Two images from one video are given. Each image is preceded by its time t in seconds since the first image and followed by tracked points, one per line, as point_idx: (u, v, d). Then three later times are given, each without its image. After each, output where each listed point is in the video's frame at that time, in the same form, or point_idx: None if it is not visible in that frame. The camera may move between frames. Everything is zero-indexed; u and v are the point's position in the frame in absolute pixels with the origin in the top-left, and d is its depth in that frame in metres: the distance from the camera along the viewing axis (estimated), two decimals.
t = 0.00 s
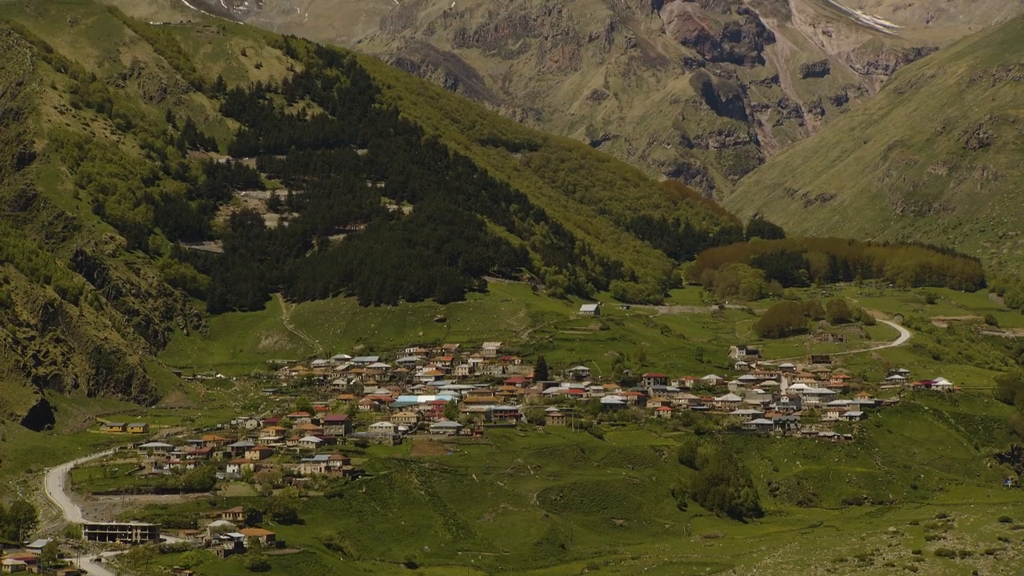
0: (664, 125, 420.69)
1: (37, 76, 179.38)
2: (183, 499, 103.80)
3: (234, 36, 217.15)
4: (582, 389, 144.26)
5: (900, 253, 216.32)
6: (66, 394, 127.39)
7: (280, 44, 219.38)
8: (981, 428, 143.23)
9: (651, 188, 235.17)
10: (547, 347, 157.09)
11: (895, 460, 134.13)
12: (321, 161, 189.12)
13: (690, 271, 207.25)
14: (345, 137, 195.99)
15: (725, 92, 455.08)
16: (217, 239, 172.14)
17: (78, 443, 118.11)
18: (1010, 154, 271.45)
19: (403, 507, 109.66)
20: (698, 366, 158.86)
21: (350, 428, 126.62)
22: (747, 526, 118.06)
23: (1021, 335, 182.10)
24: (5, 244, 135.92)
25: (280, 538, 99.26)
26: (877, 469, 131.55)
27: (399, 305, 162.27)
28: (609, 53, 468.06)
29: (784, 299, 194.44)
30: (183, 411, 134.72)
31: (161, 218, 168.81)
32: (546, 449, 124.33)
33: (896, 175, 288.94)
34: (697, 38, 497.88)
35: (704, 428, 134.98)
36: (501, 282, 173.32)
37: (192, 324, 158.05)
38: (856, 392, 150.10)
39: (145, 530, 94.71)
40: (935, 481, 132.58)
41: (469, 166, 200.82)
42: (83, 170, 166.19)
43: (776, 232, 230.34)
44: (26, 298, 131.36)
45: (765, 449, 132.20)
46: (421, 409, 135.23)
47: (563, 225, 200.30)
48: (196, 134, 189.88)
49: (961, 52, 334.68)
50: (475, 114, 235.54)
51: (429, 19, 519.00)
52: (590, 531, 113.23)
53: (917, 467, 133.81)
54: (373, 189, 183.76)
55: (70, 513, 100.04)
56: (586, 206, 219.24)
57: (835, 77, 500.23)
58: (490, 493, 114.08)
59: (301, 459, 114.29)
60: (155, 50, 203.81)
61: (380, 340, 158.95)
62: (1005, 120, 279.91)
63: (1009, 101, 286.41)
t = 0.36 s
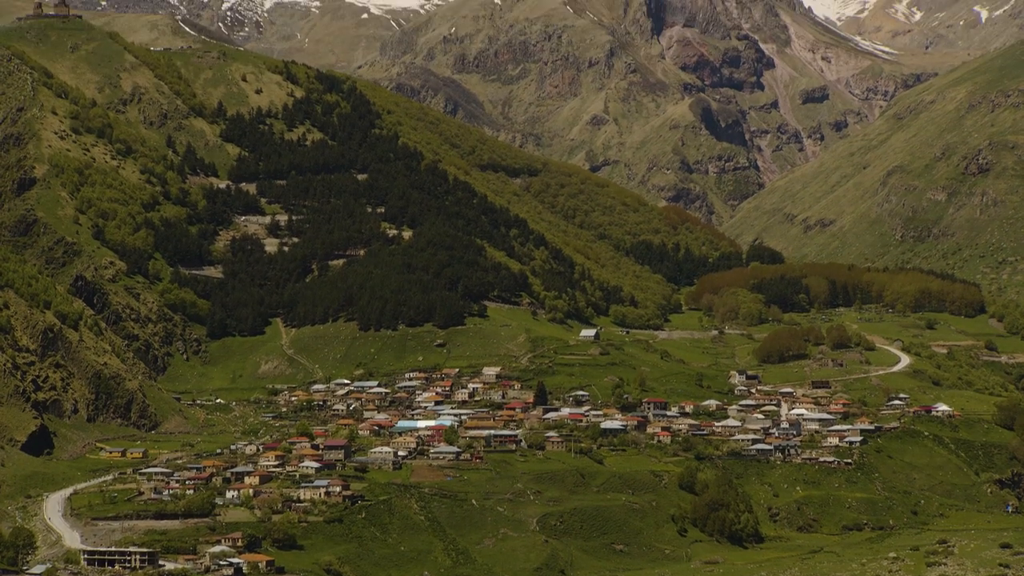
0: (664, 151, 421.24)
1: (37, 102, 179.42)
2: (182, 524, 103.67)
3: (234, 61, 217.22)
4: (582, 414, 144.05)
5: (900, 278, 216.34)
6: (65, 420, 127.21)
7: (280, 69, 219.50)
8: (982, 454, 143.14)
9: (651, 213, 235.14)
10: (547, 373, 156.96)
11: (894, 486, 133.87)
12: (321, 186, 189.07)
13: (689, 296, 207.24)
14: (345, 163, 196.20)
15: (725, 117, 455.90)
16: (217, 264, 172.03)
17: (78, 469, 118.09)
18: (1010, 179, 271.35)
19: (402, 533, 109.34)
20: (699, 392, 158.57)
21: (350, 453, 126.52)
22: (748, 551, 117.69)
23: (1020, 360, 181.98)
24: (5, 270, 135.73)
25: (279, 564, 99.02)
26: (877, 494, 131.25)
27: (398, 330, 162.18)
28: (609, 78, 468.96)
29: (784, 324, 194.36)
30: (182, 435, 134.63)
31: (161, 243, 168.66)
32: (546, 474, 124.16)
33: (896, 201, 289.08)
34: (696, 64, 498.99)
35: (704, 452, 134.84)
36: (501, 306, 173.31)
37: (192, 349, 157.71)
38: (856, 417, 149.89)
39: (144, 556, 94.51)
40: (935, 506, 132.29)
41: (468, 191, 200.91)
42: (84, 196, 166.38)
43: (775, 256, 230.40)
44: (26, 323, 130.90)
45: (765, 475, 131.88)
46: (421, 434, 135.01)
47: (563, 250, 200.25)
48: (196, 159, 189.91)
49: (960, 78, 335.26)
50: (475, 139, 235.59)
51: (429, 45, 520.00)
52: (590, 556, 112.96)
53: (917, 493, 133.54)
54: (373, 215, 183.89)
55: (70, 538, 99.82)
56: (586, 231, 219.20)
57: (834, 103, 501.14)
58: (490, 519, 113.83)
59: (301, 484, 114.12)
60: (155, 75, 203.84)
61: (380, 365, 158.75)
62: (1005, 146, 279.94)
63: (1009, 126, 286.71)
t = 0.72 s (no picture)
0: (664, 179, 421.82)
1: (39, 130, 179.55)
2: (182, 553, 103.59)
3: (235, 89, 217.61)
4: (583, 443, 143.85)
5: (900, 307, 216.42)
6: (65, 449, 126.96)
7: (281, 98, 219.76)
8: (983, 483, 143.00)
9: (652, 241, 235.27)
10: (547, 401, 156.94)
11: (896, 515, 133.51)
12: (322, 216, 189.22)
13: (690, 324, 207.24)
14: (346, 191, 196.50)
15: (725, 146, 456.93)
16: (218, 293, 171.77)
17: (78, 498, 117.89)
18: (1010, 209, 271.34)
19: (403, 562, 109.10)
20: (699, 421, 158.15)
21: (350, 482, 126.30)
22: None
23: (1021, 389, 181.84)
24: (6, 298, 135.16)
25: None
26: (879, 523, 130.86)
27: (399, 358, 162.18)
28: (609, 107, 469.98)
29: (785, 353, 194.32)
30: (183, 464, 134.58)
31: (162, 272, 168.53)
32: (547, 503, 123.97)
33: (896, 230, 289.31)
34: (696, 93, 500.34)
35: (705, 481, 134.67)
36: (502, 334, 173.43)
37: (192, 377, 157.29)
38: (858, 446, 149.65)
39: None
40: (936, 536, 131.96)
41: (469, 220, 201.13)
42: (86, 224, 166.77)
43: (776, 285, 230.50)
44: (26, 351, 130.21)
45: (766, 503, 131.66)
46: (421, 462, 134.75)
47: (563, 279, 200.29)
48: (198, 188, 190.07)
49: (961, 107, 335.93)
50: (476, 167, 235.80)
51: (430, 74, 521.34)
52: None
53: (918, 522, 133.18)
54: (374, 243, 184.14)
55: (70, 566, 99.70)
56: (587, 259, 219.32)
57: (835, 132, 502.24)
58: (490, 548, 113.55)
59: (302, 513, 114.00)
60: (157, 104, 204.08)
61: (381, 393, 158.51)
62: (1005, 175, 280.22)
63: (1009, 155, 287.00)
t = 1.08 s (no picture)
0: (664, 209, 422.49)
1: (40, 161, 179.60)
2: None
3: (235, 120, 217.78)
4: (583, 473, 143.58)
5: (900, 337, 216.43)
6: (65, 480, 127.09)
7: (281, 128, 219.98)
8: (984, 514, 142.92)
9: (652, 271, 235.31)
10: (548, 431, 156.68)
11: (897, 545, 133.13)
12: (323, 246, 189.34)
13: (690, 354, 207.12)
14: (346, 221, 196.68)
15: (725, 176, 457.75)
16: (218, 322, 171.56)
17: (77, 528, 117.60)
18: (1011, 239, 271.16)
19: None
20: (699, 451, 157.79)
21: (350, 512, 125.98)
22: None
23: (1022, 420, 181.54)
24: (6, 328, 135.17)
25: None
26: (880, 553, 130.40)
27: (399, 388, 162.09)
28: (609, 137, 470.90)
29: (784, 383, 194.15)
30: (182, 495, 134.03)
31: (162, 302, 168.36)
32: (547, 534, 123.68)
33: (896, 260, 289.49)
34: (696, 123, 501.47)
35: (705, 511, 134.45)
36: (502, 365, 173.43)
37: (192, 408, 156.93)
38: (858, 476, 149.36)
39: None
40: (938, 566, 131.65)
41: (469, 250, 201.24)
42: (86, 254, 166.73)
43: (776, 315, 230.58)
44: (26, 382, 130.58)
45: (766, 534, 131.43)
46: (421, 493, 134.43)
47: (563, 308, 200.13)
48: (198, 218, 190.14)
49: (960, 137, 336.20)
50: (476, 197, 235.87)
51: (430, 104, 522.36)
52: None
53: (919, 552, 132.87)
54: (374, 273, 184.26)
55: None
56: (587, 288, 219.25)
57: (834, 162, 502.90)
58: None
59: (302, 543, 113.81)
60: (157, 134, 204.18)
61: (380, 424, 158.20)
62: (1005, 205, 280.24)
63: (1008, 186, 286.53)
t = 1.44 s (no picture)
0: (665, 239, 423.12)
1: (42, 191, 179.50)
2: None
3: (236, 150, 217.33)
4: (583, 502, 143.32)
5: (902, 367, 216.22)
6: (65, 509, 126.98)
7: (282, 157, 220.05)
8: (986, 545, 142.69)
9: (653, 300, 235.20)
10: (549, 460, 156.43)
11: None
12: (323, 275, 189.40)
13: (690, 384, 206.82)
14: (347, 251, 196.76)
15: (725, 206, 458.68)
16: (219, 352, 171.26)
17: (77, 558, 117.40)
18: (1011, 269, 271.13)
19: None
20: (700, 481, 157.49)
21: (350, 541, 125.83)
22: None
23: None
24: (6, 357, 134.97)
25: None
26: None
27: (400, 418, 161.76)
28: (610, 166, 471.73)
29: (785, 412, 193.85)
30: (183, 525, 133.67)
31: (163, 331, 168.08)
32: (548, 565, 123.48)
33: (896, 289, 289.67)
34: (697, 153, 502.47)
35: (707, 542, 134.18)
36: (503, 394, 173.18)
37: (192, 437, 156.66)
38: (860, 506, 149.09)
39: None
40: None
41: (470, 279, 201.32)
42: (87, 284, 166.84)
43: (777, 344, 230.41)
44: (27, 412, 130.48)
45: (768, 564, 131.20)
46: (422, 522, 134.23)
47: (564, 338, 200.01)
48: (199, 247, 190.08)
49: (960, 168, 336.38)
50: (477, 227, 235.87)
51: (431, 134, 523.07)
52: None
53: None
54: (375, 302, 184.24)
55: None
56: (588, 318, 219.02)
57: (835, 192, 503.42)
58: None
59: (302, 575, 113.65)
60: (159, 164, 204.08)
61: (381, 454, 157.90)
62: (1005, 236, 280.30)
63: (1008, 216, 286.24)
